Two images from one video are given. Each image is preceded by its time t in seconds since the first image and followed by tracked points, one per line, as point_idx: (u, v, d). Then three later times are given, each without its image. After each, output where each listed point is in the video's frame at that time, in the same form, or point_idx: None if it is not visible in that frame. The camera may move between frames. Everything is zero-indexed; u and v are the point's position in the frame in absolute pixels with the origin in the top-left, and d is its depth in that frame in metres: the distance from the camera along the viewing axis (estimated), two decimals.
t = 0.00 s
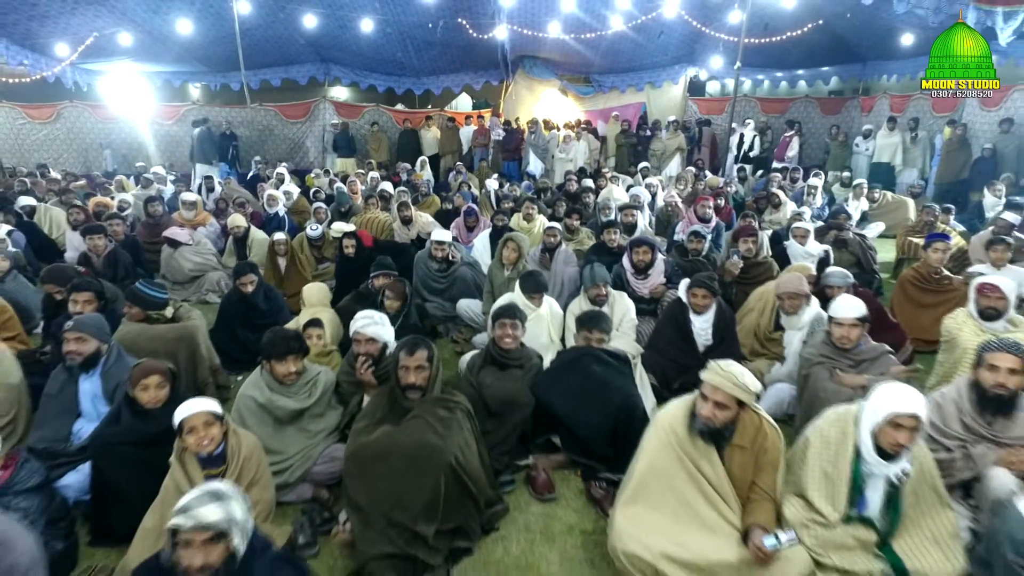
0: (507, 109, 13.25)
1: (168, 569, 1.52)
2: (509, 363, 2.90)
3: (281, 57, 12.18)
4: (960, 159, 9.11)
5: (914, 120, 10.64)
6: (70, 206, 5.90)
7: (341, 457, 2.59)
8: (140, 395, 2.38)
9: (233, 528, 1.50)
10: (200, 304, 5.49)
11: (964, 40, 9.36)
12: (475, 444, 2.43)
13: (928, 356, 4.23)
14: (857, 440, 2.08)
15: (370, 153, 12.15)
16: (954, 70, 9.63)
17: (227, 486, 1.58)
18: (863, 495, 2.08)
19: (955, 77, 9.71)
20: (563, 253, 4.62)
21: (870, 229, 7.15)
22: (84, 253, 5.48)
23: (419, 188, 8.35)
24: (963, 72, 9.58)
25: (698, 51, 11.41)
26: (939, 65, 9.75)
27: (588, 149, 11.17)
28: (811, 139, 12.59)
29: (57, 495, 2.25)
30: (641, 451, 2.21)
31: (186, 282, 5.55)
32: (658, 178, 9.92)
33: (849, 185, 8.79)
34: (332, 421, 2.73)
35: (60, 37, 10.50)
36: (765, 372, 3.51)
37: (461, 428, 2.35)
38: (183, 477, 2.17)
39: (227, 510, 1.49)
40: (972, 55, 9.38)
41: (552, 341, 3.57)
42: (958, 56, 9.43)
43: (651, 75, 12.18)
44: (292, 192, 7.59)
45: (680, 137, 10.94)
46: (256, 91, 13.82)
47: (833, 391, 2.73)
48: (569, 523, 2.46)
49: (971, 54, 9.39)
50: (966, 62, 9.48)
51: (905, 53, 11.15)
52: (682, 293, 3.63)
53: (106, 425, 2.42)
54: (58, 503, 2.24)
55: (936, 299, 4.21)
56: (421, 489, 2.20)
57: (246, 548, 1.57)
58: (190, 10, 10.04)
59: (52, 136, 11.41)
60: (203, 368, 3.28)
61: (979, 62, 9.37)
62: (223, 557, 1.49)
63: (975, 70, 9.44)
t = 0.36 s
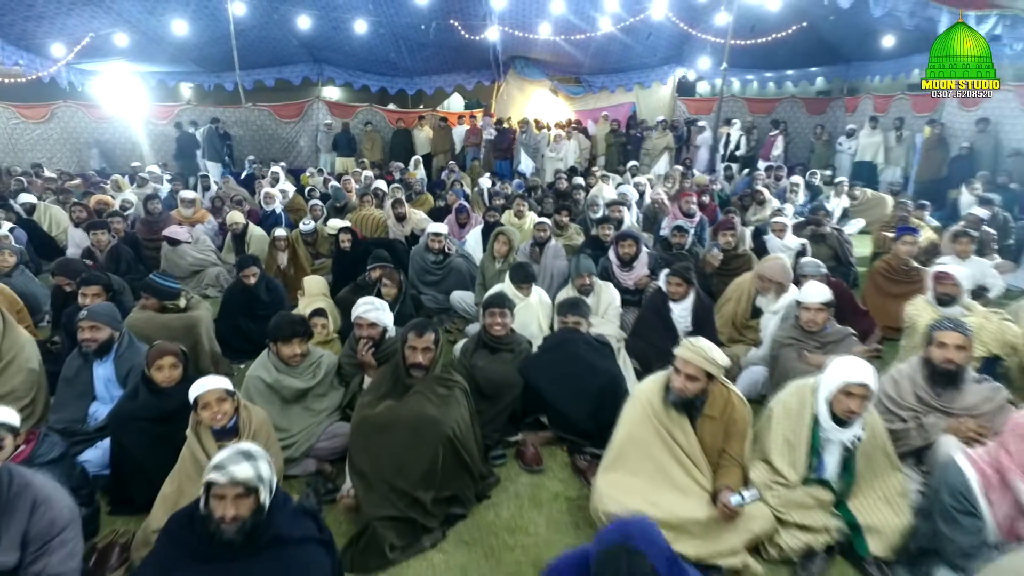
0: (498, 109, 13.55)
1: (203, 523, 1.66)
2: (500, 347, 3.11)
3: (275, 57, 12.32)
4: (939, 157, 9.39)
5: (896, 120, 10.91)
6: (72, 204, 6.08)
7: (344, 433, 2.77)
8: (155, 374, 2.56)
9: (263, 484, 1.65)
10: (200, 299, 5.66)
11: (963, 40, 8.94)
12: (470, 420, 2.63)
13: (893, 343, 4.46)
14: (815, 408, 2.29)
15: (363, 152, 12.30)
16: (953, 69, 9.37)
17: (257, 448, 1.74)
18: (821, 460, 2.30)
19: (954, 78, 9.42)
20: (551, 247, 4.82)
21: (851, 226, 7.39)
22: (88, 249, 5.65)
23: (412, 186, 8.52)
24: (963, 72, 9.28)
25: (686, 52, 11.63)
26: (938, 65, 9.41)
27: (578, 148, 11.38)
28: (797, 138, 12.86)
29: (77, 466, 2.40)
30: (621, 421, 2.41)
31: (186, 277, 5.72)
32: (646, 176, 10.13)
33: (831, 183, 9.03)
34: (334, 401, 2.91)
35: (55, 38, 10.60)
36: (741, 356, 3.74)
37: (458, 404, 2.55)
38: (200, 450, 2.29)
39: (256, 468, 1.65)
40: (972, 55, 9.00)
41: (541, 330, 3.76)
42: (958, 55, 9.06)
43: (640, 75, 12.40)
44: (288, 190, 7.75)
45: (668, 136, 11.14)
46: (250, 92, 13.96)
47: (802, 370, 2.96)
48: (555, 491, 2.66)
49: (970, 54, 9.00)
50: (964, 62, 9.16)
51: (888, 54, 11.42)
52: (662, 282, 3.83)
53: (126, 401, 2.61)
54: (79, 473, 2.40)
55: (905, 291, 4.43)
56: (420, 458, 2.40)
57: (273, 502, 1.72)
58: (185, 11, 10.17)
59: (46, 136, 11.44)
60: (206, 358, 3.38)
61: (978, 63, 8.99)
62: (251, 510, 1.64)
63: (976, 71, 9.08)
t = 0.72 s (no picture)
0: (484, 109, 13.70)
1: (215, 481, 1.82)
2: (489, 333, 3.31)
3: (262, 57, 12.40)
4: (910, 155, 9.75)
5: (871, 120, 11.23)
6: (67, 202, 6.19)
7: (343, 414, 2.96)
8: (164, 359, 2.72)
9: (268, 444, 1.82)
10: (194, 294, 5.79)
11: (964, 40, 7.26)
12: (461, 398, 2.82)
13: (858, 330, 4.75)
14: (778, 382, 2.51)
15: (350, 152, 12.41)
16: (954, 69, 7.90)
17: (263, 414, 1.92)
18: (783, 429, 2.52)
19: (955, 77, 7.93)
20: (537, 242, 5.03)
21: (826, 221, 7.66)
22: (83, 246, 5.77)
23: (400, 185, 8.67)
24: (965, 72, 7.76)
25: (668, 52, 11.88)
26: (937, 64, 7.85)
27: (563, 147, 11.59)
28: (776, 137, 13.18)
29: (95, 445, 2.57)
30: (601, 396, 2.61)
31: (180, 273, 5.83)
32: (630, 174, 10.36)
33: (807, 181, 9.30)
34: (332, 384, 3.09)
35: (42, 37, 10.63)
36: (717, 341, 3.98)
37: (450, 383, 2.75)
38: (209, 426, 2.48)
39: (262, 429, 1.82)
40: (972, 56, 7.46)
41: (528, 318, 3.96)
42: (956, 55, 7.50)
43: (623, 75, 12.65)
44: (277, 189, 7.88)
45: (651, 135, 11.36)
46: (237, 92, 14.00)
47: (768, 351, 3.19)
48: (542, 464, 2.87)
49: (970, 54, 7.45)
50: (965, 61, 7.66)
51: (862, 55, 11.76)
52: (642, 273, 4.05)
53: (135, 384, 2.76)
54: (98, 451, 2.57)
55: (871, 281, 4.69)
56: (416, 431, 2.60)
57: (279, 462, 1.89)
58: (172, 11, 10.23)
59: (29, 136, 11.43)
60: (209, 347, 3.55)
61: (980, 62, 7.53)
62: (260, 468, 1.81)
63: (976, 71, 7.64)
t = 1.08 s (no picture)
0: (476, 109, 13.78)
1: (231, 446, 2.01)
2: (484, 321, 3.51)
3: (256, 58, 12.54)
4: (891, 154, 9.99)
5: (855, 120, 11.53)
6: (69, 200, 6.32)
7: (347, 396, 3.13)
8: (178, 344, 2.88)
9: (276, 410, 1.99)
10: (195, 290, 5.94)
11: (963, 41, 7.27)
12: (458, 380, 3.02)
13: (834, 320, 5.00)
14: (751, 361, 2.72)
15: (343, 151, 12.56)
16: (952, 71, 7.81)
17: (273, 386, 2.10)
18: (757, 405, 2.73)
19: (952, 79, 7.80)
20: (529, 238, 5.23)
21: (809, 219, 7.91)
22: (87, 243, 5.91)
23: (395, 184, 8.85)
24: (963, 73, 7.79)
25: (656, 54, 12.11)
26: (936, 66, 7.81)
27: (554, 147, 11.79)
28: (763, 137, 13.47)
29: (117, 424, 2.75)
30: (588, 376, 2.81)
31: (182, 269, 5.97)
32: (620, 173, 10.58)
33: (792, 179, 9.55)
34: (337, 368, 3.27)
35: (37, 38, 10.72)
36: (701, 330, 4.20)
37: (447, 364, 2.95)
38: (224, 403, 2.64)
39: (271, 397, 2.00)
40: (972, 57, 7.43)
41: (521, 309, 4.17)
42: (955, 55, 7.46)
43: (613, 76, 12.89)
44: (275, 187, 8.03)
45: (639, 135, 11.58)
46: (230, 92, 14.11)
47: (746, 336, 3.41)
48: (534, 441, 3.07)
49: (970, 55, 7.43)
50: (966, 62, 7.64)
51: (846, 57, 12.04)
52: (629, 266, 4.27)
53: (153, 368, 2.94)
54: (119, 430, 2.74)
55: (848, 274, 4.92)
56: (416, 409, 2.79)
57: (289, 430, 2.08)
58: (167, 12, 10.36)
59: (22, 136, 11.46)
60: (219, 335, 3.76)
61: (979, 63, 7.51)
62: (270, 432, 1.99)
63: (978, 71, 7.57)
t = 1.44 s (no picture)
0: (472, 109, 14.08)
1: (257, 417, 2.21)
2: (482, 310, 3.71)
3: (255, 58, 12.71)
4: (879, 153, 10.21)
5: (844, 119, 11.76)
6: (76, 198, 6.48)
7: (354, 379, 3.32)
8: (197, 330, 3.09)
9: (299, 384, 2.18)
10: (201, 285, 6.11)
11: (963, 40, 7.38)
12: (458, 363, 3.22)
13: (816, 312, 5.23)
14: (731, 343, 2.93)
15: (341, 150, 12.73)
16: (953, 70, 8.01)
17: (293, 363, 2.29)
18: (738, 385, 2.93)
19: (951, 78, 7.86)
20: (525, 233, 5.42)
21: (798, 216, 8.12)
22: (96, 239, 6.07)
23: (394, 182, 9.02)
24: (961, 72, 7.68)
25: (649, 55, 12.33)
26: (935, 65, 7.93)
27: (550, 146, 12.00)
28: (755, 136, 13.70)
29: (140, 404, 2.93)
30: (581, 358, 3.01)
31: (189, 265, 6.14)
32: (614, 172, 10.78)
33: (782, 178, 9.76)
34: (344, 354, 3.46)
35: (39, 39, 10.88)
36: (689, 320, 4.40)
37: (447, 348, 3.15)
38: (242, 385, 2.82)
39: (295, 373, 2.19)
40: (972, 56, 7.60)
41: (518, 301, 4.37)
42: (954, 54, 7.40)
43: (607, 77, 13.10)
44: (276, 186, 8.20)
45: (633, 135, 11.80)
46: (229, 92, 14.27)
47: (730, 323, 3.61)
48: (531, 421, 3.27)
49: (970, 55, 7.62)
50: (965, 62, 7.81)
51: (836, 57, 12.27)
52: (620, 259, 4.48)
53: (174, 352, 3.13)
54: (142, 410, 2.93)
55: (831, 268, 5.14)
56: (419, 389, 2.99)
57: (309, 404, 2.27)
58: (168, 14, 10.52)
59: (22, 135, 11.63)
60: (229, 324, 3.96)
61: (979, 63, 7.71)
62: (293, 404, 2.18)
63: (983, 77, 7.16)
